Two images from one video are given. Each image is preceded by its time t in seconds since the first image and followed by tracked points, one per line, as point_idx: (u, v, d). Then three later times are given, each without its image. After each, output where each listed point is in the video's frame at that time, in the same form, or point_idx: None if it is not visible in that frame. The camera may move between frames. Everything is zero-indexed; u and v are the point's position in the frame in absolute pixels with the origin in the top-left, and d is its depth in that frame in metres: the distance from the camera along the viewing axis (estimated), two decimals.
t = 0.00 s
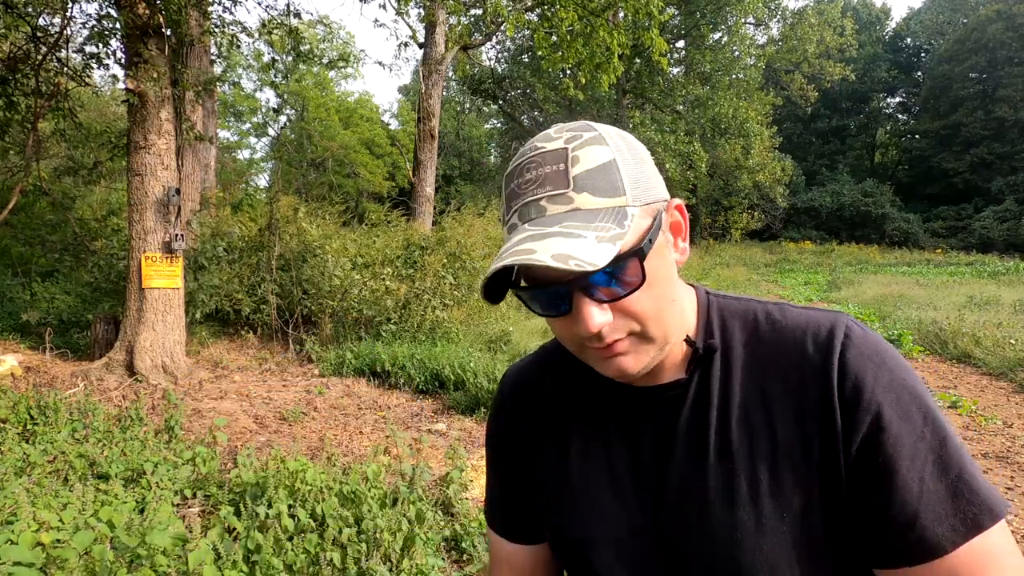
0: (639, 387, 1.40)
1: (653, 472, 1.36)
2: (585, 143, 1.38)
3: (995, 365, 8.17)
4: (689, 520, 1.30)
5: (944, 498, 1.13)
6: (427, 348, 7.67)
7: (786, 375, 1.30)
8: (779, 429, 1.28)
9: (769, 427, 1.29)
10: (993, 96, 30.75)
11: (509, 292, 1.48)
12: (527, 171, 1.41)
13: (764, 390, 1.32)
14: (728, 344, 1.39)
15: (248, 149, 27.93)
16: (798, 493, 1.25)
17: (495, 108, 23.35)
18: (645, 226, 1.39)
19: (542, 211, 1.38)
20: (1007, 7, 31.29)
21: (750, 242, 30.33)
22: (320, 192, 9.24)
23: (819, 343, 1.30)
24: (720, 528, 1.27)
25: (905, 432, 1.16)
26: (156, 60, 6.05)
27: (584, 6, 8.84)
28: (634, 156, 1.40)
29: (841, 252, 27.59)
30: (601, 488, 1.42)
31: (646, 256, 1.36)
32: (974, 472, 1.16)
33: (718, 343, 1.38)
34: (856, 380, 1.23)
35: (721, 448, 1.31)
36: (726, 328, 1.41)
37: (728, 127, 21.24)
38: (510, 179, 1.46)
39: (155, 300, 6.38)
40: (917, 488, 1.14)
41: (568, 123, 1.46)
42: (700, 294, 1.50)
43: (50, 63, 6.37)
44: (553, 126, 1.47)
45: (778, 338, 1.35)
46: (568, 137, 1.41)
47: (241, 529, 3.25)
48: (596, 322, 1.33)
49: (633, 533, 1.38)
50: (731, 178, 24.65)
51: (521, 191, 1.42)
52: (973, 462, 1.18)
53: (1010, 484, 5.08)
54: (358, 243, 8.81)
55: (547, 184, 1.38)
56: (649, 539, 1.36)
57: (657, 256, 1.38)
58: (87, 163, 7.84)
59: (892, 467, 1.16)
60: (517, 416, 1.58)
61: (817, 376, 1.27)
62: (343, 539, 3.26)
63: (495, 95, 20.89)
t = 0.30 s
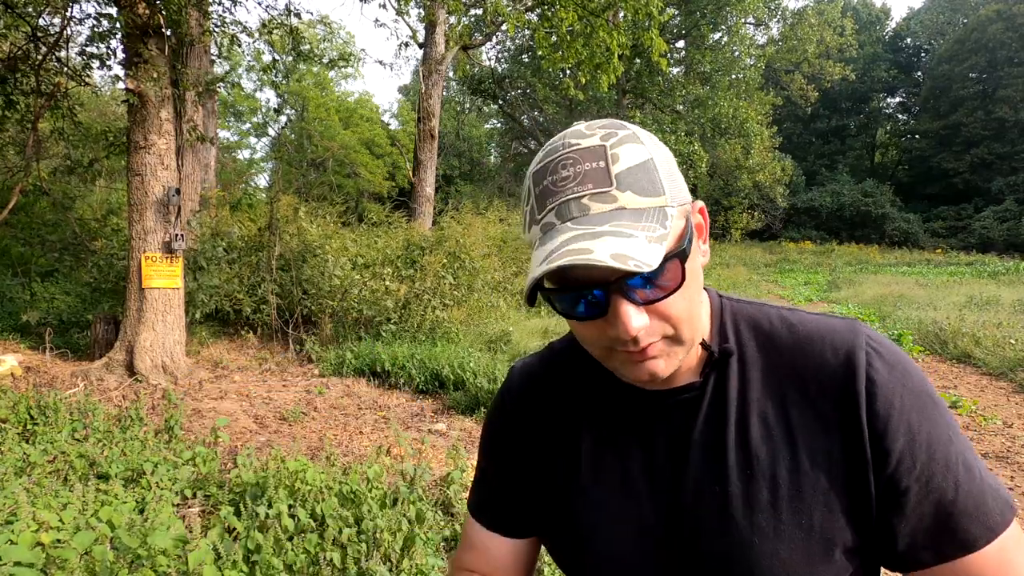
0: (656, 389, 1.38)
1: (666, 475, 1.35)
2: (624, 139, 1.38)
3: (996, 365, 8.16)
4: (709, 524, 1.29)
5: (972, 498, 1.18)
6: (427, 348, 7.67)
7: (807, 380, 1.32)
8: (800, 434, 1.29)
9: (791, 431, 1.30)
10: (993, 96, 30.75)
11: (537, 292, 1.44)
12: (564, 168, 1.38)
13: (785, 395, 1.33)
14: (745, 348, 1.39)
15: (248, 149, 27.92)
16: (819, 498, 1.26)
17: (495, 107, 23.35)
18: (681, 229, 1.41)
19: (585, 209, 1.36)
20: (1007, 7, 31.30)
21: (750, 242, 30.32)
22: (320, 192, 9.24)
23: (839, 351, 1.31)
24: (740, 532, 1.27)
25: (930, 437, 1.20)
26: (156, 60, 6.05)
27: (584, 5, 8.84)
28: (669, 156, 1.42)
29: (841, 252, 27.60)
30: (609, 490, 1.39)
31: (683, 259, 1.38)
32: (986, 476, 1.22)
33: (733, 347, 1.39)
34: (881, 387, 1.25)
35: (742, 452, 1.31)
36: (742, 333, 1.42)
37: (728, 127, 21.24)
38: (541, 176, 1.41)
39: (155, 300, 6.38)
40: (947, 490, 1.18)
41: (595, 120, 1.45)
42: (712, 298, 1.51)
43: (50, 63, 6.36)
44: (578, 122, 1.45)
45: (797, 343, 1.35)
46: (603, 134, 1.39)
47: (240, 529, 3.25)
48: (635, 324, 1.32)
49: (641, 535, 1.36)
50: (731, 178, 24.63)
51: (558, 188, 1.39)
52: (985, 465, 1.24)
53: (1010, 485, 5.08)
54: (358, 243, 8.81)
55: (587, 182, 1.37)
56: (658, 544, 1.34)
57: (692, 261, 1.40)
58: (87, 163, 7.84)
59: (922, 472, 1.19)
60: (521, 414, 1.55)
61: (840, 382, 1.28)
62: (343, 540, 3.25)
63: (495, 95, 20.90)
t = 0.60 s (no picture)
0: (675, 380, 1.39)
1: (674, 468, 1.35)
2: (675, 128, 1.40)
3: (996, 365, 8.16)
4: (715, 517, 1.30)
5: (980, 504, 1.17)
6: (427, 348, 7.67)
7: (820, 378, 1.32)
8: (809, 432, 1.30)
9: (799, 429, 1.31)
10: (993, 96, 30.75)
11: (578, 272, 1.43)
12: (617, 151, 1.38)
13: (795, 393, 1.34)
14: (758, 346, 1.40)
15: (248, 149, 27.92)
16: (826, 494, 1.27)
17: (495, 107, 23.35)
18: (723, 223, 1.45)
19: (638, 192, 1.37)
20: (1007, 7, 31.30)
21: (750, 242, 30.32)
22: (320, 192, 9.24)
23: (852, 351, 1.32)
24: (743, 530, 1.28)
25: (940, 441, 1.20)
26: (156, 60, 6.04)
27: (584, 5, 8.84)
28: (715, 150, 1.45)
29: (841, 252, 27.59)
30: (619, 482, 1.39)
31: (725, 252, 1.42)
32: (999, 483, 1.20)
33: (749, 344, 1.40)
34: (892, 388, 1.26)
35: (751, 448, 1.32)
36: (755, 331, 1.42)
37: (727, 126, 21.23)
38: (591, 159, 1.41)
39: (155, 300, 6.38)
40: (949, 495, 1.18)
41: (640, 109, 1.47)
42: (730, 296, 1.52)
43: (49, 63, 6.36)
44: (623, 110, 1.47)
45: (810, 343, 1.36)
46: (654, 121, 1.41)
47: (240, 529, 3.25)
48: (676, 311, 1.34)
49: (647, 530, 1.34)
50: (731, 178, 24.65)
51: (610, 171, 1.40)
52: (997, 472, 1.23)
53: (1011, 484, 5.07)
54: (358, 243, 8.81)
55: (642, 166, 1.38)
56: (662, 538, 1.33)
57: (731, 255, 1.44)
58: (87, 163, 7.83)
59: (927, 474, 1.19)
60: (530, 402, 1.52)
61: (851, 382, 1.29)
62: (343, 539, 3.25)
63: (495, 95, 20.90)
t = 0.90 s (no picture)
0: (691, 380, 1.40)
1: (689, 467, 1.37)
2: (708, 122, 1.41)
3: (996, 365, 8.16)
4: (731, 516, 1.32)
5: (987, 505, 1.22)
6: (427, 347, 7.67)
7: (833, 379, 1.35)
8: (822, 431, 1.33)
9: (814, 430, 1.34)
10: (993, 96, 30.74)
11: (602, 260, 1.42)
12: (649, 139, 1.39)
13: (810, 393, 1.36)
14: (773, 347, 1.42)
15: (248, 149, 27.96)
16: (838, 493, 1.30)
17: (494, 107, 23.36)
18: (751, 221, 1.45)
19: (669, 179, 1.37)
20: (1007, 7, 31.30)
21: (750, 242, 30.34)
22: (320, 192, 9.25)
23: (866, 353, 1.35)
24: (758, 529, 1.30)
25: (952, 443, 1.24)
26: (156, 60, 6.04)
27: (584, 5, 8.84)
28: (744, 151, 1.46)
29: (841, 252, 27.60)
30: (632, 480, 1.39)
31: (752, 249, 1.42)
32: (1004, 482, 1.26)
33: (763, 344, 1.42)
34: (904, 389, 1.29)
35: (766, 447, 1.34)
36: (770, 332, 1.44)
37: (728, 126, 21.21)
38: (621, 146, 1.41)
39: (155, 300, 6.39)
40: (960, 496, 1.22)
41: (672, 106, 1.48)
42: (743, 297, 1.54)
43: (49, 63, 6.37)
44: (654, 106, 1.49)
45: (824, 345, 1.39)
46: (686, 114, 1.42)
47: (240, 529, 3.26)
48: (699, 305, 1.35)
49: (662, 527, 1.35)
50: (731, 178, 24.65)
51: (641, 159, 1.40)
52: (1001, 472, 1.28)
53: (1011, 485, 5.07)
54: (357, 243, 8.82)
55: (672, 155, 1.39)
56: (675, 536, 1.35)
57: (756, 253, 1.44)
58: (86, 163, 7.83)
59: (939, 474, 1.23)
60: (541, 400, 1.51)
61: (866, 383, 1.32)
62: (343, 540, 3.26)
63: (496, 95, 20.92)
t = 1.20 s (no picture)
0: (696, 377, 1.40)
1: (694, 467, 1.36)
2: (716, 115, 1.40)
3: (996, 365, 8.16)
4: (735, 515, 1.31)
5: (1001, 512, 1.18)
6: (427, 347, 7.67)
7: (839, 379, 1.35)
8: (829, 432, 1.33)
9: (820, 430, 1.33)
10: (993, 96, 30.73)
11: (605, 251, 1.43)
12: (655, 132, 1.39)
13: (816, 394, 1.36)
14: (780, 347, 1.42)
15: (247, 149, 27.97)
16: (843, 495, 1.29)
17: (494, 107, 23.35)
18: (759, 216, 1.43)
19: (674, 172, 1.37)
20: (1007, 7, 31.29)
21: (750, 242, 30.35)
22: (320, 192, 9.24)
23: (874, 355, 1.35)
24: (761, 529, 1.29)
25: (961, 446, 1.22)
26: (156, 60, 6.04)
27: (584, 4, 8.83)
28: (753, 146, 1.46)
29: (841, 252, 27.61)
30: (636, 478, 1.39)
31: (759, 244, 1.41)
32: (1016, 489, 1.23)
33: (770, 344, 1.42)
34: (912, 390, 1.29)
35: (770, 446, 1.34)
36: (779, 332, 1.44)
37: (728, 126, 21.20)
38: (628, 138, 1.41)
39: (155, 300, 6.38)
40: (967, 500, 1.20)
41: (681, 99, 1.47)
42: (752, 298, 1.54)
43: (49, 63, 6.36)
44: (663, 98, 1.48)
45: (832, 346, 1.39)
46: (694, 108, 1.42)
47: (240, 529, 3.26)
48: (701, 299, 1.35)
49: (666, 525, 1.35)
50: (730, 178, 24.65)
51: (647, 151, 1.39)
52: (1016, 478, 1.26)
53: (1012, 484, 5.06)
54: (357, 243, 8.81)
55: (679, 148, 1.38)
56: (678, 535, 1.34)
57: (762, 249, 1.43)
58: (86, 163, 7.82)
59: (945, 476, 1.21)
60: (545, 398, 1.52)
61: (873, 384, 1.32)
62: (343, 540, 3.26)
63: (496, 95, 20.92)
